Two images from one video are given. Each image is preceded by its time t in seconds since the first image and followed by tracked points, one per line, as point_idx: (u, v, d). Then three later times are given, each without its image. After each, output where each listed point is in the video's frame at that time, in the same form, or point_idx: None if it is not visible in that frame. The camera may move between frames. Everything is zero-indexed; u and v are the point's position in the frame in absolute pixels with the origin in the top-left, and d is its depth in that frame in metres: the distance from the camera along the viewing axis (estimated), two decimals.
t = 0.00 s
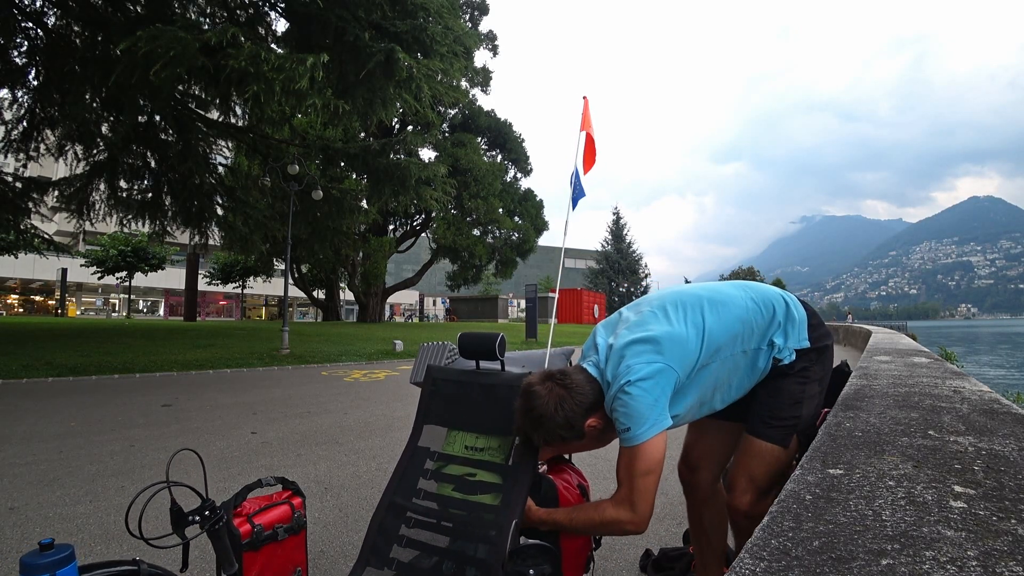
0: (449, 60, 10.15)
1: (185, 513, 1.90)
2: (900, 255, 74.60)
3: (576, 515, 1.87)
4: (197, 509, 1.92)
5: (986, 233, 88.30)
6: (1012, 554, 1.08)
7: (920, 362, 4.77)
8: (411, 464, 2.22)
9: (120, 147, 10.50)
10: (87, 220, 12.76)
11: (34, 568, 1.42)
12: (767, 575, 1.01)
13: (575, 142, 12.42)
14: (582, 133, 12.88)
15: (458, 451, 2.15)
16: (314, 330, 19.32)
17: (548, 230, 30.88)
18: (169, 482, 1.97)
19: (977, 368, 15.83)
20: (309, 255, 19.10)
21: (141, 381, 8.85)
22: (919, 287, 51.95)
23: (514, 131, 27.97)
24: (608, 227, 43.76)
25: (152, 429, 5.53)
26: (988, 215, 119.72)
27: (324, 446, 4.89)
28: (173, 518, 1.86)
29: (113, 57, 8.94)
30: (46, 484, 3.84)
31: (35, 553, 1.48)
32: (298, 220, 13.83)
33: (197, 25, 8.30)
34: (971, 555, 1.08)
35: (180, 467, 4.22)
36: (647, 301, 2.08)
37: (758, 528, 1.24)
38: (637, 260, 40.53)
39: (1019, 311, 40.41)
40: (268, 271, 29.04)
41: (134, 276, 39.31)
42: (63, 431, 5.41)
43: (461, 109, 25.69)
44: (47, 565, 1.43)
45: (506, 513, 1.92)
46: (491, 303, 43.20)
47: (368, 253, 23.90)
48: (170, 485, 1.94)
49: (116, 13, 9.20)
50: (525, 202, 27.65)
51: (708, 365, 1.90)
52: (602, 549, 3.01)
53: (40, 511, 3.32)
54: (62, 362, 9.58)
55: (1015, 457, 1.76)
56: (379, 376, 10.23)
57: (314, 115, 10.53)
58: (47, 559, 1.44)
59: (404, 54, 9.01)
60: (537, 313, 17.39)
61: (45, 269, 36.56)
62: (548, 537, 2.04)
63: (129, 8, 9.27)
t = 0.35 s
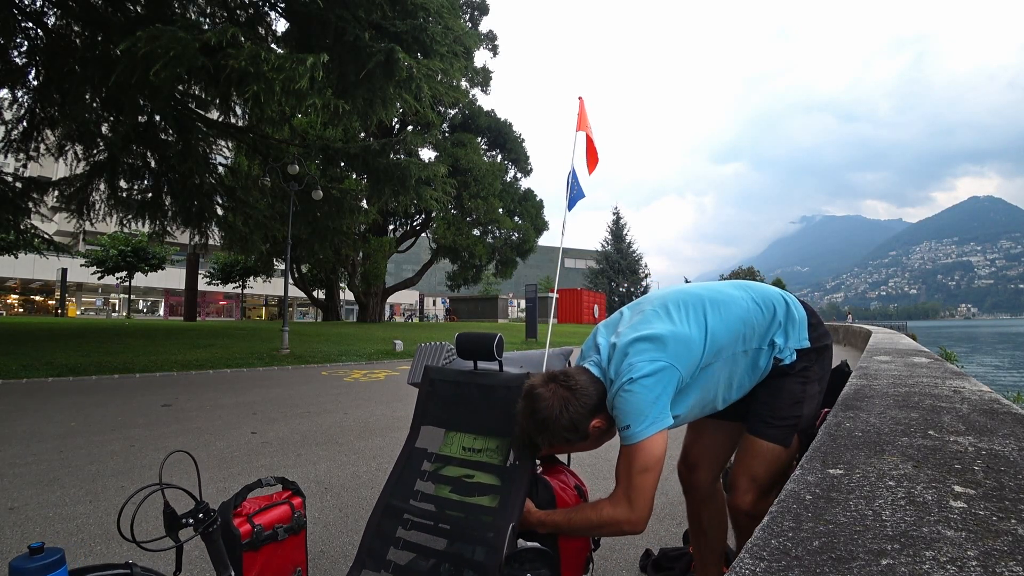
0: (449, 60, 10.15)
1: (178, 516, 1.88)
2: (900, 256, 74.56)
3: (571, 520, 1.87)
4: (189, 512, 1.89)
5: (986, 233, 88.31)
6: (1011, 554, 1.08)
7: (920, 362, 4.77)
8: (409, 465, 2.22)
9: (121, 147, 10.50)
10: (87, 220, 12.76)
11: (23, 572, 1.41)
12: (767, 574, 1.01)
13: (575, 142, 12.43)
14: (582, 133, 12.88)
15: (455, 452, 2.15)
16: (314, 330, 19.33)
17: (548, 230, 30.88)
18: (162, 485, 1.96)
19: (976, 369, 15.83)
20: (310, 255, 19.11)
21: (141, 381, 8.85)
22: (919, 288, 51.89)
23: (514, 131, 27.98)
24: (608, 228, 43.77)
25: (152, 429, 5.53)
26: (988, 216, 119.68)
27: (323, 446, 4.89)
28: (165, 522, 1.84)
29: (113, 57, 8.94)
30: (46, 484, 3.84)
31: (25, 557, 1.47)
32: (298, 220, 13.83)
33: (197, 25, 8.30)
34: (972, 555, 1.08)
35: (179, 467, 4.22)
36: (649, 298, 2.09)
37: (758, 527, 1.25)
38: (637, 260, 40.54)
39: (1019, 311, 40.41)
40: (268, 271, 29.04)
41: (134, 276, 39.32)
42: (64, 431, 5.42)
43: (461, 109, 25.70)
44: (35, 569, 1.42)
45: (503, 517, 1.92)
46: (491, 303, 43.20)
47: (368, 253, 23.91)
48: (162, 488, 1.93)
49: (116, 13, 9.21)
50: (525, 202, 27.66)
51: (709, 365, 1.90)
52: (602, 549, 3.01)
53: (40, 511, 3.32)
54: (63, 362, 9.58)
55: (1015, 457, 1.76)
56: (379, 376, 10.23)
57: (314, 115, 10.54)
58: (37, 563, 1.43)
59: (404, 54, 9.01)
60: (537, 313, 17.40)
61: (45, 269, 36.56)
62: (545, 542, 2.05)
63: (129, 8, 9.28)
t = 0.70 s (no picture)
0: (449, 60, 10.14)
1: (176, 517, 1.88)
2: (900, 255, 74.52)
3: (574, 512, 1.82)
4: (188, 513, 1.89)
5: (986, 233, 88.31)
6: (1011, 554, 1.08)
7: (920, 362, 4.77)
8: (408, 466, 2.22)
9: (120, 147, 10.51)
10: (87, 220, 12.76)
11: (19, 574, 1.41)
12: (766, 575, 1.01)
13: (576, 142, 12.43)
14: (582, 133, 12.88)
15: (455, 453, 2.15)
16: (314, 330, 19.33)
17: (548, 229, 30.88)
18: (161, 485, 1.95)
19: (977, 368, 15.82)
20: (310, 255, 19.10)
21: (141, 381, 8.86)
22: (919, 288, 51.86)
23: (514, 131, 27.98)
24: (608, 228, 43.78)
25: (152, 429, 5.53)
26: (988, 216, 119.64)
27: (323, 446, 4.89)
28: (163, 523, 1.83)
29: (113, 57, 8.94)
30: (46, 483, 3.84)
31: (21, 559, 1.47)
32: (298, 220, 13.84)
33: (197, 25, 8.30)
34: (972, 555, 1.08)
35: (179, 467, 4.22)
36: (667, 272, 2.09)
37: (758, 527, 1.25)
38: (637, 260, 40.54)
39: (1019, 311, 40.44)
40: (268, 272, 29.04)
41: (135, 276, 39.36)
42: (64, 431, 5.43)
43: (461, 109, 25.71)
44: (32, 570, 1.42)
45: (504, 519, 1.92)
46: (491, 303, 43.22)
47: (368, 253, 23.92)
48: (160, 489, 1.92)
49: (117, 13, 9.22)
50: (525, 202, 27.65)
51: (723, 345, 1.90)
52: (602, 548, 3.02)
53: (40, 511, 3.33)
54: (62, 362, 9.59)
55: (1015, 457, 1.76)
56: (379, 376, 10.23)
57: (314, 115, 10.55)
58: (34, 565, 1.43)
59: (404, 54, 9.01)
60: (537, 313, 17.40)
61: (45, 269, 36.60)
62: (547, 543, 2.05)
63: (130, 8, 9.29)
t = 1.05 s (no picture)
0: (449, 60, 10.15)
1: (175, 517, 1.87)
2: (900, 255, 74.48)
3: (585, 517, 1.82)
4: (188, 513, 1.89)
5: (986, 233, 88.32)
6: (1012, 554, 1.08)
7: (921, 362, 4.77)
8: (408, 466, 2.22)
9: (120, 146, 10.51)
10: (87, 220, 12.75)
11: (19, 574, 1.41)
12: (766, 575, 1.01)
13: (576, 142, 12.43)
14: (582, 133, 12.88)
15: (455, 453, 2.15)
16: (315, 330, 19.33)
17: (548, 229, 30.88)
18: (160, 485, 1.95)
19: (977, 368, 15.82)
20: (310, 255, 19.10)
21: (141, 381, 8.85)
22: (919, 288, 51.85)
23: (514, 131, 27.98)
24: (608, 228, 43.77)
25: (152, 429, 5.53)
26: (988, 216, 119.65)
27: (323, 446, 4.90)
28: (162, 523, 1.83)
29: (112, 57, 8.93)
30: (46, 483, 3.84)
31: (20, 559, 1.47)
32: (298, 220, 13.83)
33: (197, 25, 8.29)
34: (971, 555, 1.08)
35: (178, 467, 4.22)
36: (668, 279, 2.08)
37: (759, 527, 1.24)
38: (637, 260, 40.56)
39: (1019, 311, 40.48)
40: (268, 272, 29.04)
41: (135, 276, 39.36)
42: (64, 431, 5.42)
43: (461, 109, 25.71)
44: (30, 571, 1.41)
45: (504, 520, 1.92)
46: (491, 303, 43.22)
47: (368, 253, 23.91)
48: (160, 489, 1.92)
49: (116, 13, 9.23)
50: (525, 202, 27.65)
51: (729, 351, 1.90)
52: (602, 549, 3.01)
53: (40, 511, 3.33)
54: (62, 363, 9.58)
55: (1015, 457, 1.76)
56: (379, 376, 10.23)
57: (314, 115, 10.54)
58: (33, 565, 1.43)
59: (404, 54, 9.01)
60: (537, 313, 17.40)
61: (45, 269, 36.60)
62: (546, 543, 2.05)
63: (129, 8, 9.29)
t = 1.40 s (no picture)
0: (449, 60, 10.15)
1: (176, 517, 1.88)
2: (901, 256, 74.47)
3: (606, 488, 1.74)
4: (188, 512, 1.89)
5: (986, 233, 88.34)
6: (1012, 554, 1.08)
7: (920, 362, 4.77)
8: (408, 465, 2.22)
9: (120, 146, 10.53)
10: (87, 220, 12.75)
11: (20, 574, 1.41)
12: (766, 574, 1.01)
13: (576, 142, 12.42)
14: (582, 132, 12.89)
15: (455, 453, 2.15)
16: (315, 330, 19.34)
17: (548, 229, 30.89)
18: (160, 485, 1.95)
19: (977, 368, 15.82)
20: (310, 255, 19.09)
21: (141, 381, 8.85)
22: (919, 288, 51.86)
23: (514, 131, 27.98)
24: (608, 228, 43.77)
25: (152, 429, 5.53)
26: (988, 215, 119.59)
27: (323, 446, 4.89)
28: (162, 523, 1.83)
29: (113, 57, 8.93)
30: (46, 483, 3.84)
31: (22, 559, 1.47)
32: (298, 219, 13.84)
33: (197, 26, 8.30)
34: (971, 555, 1.08)
35: (178, 467, 4.22)
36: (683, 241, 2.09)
37: (759, 527, 1.24)
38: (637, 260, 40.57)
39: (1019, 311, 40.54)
40: (268, 272, 29.05)
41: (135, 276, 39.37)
42: (64, 431, 5.42)
43: (461, 109, 25.72)
44: (32, 571, 1.42)
45: (503, 520, 1.92)
46: (491, 303, 43.23)
47: (368, 253, 23.93)
48: (160, 489, 1.92)
49: (116, 13, 9.24)
50: (525, 202, 27.64)
51: (737, 320, 1.92)
52: (602, 549, 3.01)
53: (40, 510, 3.33)
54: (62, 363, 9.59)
55: (1015, 457, 1.76)
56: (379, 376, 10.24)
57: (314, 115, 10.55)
58: (34, 565, 1.43)
59: (404, 54, 9.02)
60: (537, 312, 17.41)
61: (46, 269, 36.61)
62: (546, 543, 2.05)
63: (129, 8, 9.31)
